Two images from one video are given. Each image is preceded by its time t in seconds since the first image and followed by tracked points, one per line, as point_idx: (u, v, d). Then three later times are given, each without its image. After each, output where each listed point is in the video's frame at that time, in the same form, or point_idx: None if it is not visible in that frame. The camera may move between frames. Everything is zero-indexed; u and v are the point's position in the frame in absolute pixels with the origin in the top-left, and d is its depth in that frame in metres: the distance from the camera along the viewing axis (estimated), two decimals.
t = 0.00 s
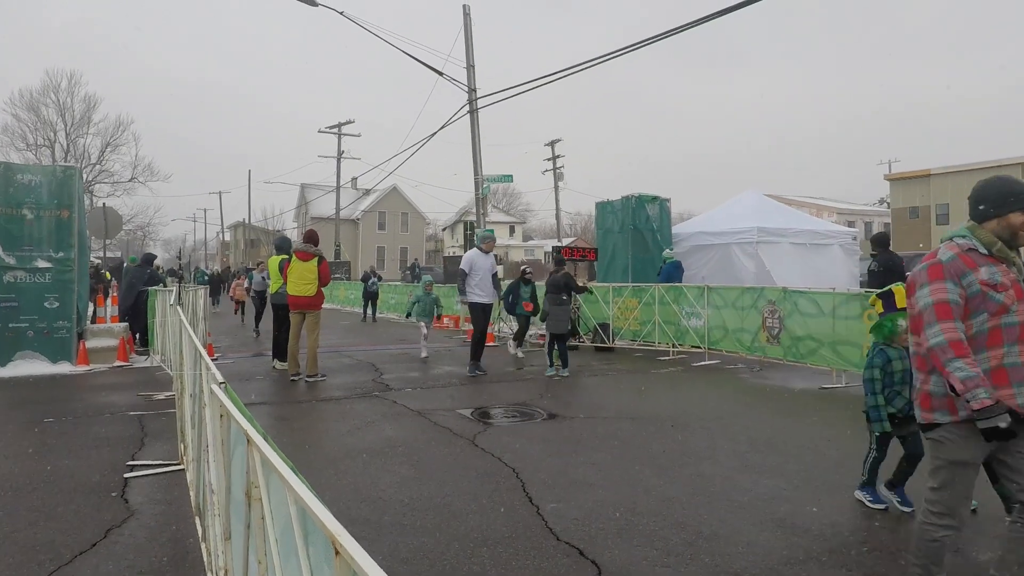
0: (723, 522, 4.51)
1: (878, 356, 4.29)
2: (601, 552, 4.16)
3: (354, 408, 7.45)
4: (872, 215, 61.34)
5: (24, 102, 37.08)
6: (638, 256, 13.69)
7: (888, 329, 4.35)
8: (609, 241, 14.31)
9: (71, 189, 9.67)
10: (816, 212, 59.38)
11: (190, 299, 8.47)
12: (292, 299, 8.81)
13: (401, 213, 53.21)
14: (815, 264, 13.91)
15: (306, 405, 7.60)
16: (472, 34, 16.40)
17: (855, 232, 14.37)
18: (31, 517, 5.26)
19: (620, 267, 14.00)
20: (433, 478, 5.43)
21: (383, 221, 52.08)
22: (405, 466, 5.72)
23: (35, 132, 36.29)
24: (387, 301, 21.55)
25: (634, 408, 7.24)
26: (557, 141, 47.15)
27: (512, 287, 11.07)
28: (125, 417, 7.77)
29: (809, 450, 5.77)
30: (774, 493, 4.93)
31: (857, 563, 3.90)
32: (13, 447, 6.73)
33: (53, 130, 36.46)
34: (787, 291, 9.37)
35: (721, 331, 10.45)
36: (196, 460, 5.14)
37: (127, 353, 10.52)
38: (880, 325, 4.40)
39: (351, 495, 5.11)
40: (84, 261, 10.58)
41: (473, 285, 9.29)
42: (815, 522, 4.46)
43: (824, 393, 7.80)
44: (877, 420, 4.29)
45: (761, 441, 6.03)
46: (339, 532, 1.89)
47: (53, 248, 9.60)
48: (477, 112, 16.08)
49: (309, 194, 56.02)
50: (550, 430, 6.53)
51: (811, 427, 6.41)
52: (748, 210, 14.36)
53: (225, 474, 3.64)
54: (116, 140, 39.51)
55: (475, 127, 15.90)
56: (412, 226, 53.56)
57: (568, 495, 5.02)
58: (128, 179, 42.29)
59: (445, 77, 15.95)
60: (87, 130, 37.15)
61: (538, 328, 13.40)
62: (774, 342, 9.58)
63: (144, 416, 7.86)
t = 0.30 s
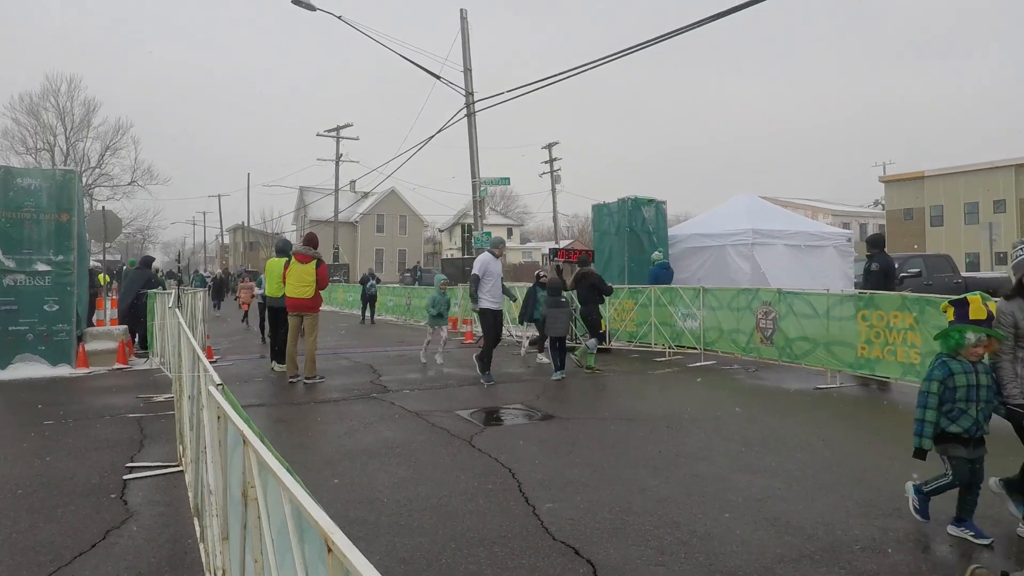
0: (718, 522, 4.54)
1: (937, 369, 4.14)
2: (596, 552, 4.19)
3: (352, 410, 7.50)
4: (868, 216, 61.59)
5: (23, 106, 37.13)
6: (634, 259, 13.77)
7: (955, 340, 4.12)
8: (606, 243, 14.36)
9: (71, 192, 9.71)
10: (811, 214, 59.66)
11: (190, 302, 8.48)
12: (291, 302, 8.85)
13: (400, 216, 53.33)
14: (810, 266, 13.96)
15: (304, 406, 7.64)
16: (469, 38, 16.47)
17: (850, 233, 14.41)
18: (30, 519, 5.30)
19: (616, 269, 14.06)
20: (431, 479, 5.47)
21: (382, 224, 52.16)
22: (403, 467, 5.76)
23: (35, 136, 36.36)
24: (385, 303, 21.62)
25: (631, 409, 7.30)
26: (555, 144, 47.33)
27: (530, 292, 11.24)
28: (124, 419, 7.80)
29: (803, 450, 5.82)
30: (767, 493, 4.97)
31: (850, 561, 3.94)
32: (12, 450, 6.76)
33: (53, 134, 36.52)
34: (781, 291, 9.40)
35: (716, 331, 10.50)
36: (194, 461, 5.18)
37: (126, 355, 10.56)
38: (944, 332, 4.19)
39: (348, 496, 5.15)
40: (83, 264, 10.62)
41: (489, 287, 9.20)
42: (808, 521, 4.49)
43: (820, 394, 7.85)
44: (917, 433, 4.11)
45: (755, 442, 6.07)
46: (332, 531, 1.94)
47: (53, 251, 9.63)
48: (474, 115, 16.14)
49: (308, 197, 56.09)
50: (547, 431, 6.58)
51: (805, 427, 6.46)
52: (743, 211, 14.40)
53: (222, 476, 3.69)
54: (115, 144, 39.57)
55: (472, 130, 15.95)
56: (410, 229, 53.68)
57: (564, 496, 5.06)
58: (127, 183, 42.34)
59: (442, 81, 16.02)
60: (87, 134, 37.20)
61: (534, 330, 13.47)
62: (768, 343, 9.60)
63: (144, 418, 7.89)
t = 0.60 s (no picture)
0: (708, 517, 4.62)
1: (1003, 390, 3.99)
2: (587, 547, 4.27)
3: (350, 409, 7.58)
4: (865, 217, 61.73)
5: (24, 109, 37.26)
6: (629, 260, 13.82)
7: (1017, 356, 3.98)
8: (602, 245, 14.44)
9: (72, 195, 9.80)
10: (808, 215, 59.81)
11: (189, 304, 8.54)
12: (290, 303, 8.94)
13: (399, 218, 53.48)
14: (803, 266, 14.04)
15: (302, 406, 7.73)
16: (466, 41, 16.56)
17: (842, 234, 14.49)
18: (33, 516, 5.38)
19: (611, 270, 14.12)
20: (426, 477, 5.55)
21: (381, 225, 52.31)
22: (399, 465, 5.85)
23: (36, 139, 36.49)
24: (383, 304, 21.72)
25: (625, 408, 7.38)
26: (551, 145, 47.47)
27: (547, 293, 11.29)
28: (125, 419, 7.89)
29: (793, 448, 5.90)
30: (756, 489, 5.05)
31: (837, 555, 4.01)
32: (15, 449, 6.85)
33: (54, 137, 36.66)
34: (774, 292, 9.47)
35: (710, 331, 10.57)
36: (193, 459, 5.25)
37: (127, 356, 10.65)
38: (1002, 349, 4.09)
39: (344, 493, 5.23)
40: (84, 265, 10.71)
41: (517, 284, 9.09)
42: (796, 517, 4.57)
43: (814, 393, 7.92)
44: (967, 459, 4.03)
45: (746, 440, 6.15)
46: (320, 520, 2.02)
47: (54, 253, 9.72)
48: (471, 117, 16.23)
49: (308, 198, 56.22)
50: (541, 429, 6.67)
51: (796, 426, 6.54)
52: (737, 212, 14.45)
53: (219, 472, 3.77)
54: (116, 146, 39.71)
55: (469, 132, 16.03)
56: (409, 231, 53.81)
57: (557, 493, 5.13)
58: (128, 186, 42.48)
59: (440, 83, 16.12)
60: (88, 137, 37.37)
61: (532, 330, 13.56)
62: (761, 343, 9.67)
63: (144, 417, 7.99)
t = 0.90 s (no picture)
0: (695, 511, 4.70)
1: None
2: (574, 540, 4.34)
3: (346, 407, 7.69)
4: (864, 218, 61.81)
5: (28, 111, 37.48)
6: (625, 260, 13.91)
7: None
8: (597, 245, 14.52)
9: (74, 196, 9.94)
10: (805, 216, 59.97)
11: (189, 304, 8.68)
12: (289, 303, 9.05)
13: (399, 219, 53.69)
14: (796, 267, 14.14)
15: (300, 404, 7.84)
16: (464, 44, 16.66)
17: (834, 235, 14.59)
18: (34, 511, 5.49)
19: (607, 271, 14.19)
20: (420, 472, 5.65)
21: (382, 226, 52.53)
22: (393, 461, 5.95)
23: (40, 140, 36.72)
24: (382, 304, 21.85)
25: (617, 405, 7.47)
26: (549, 147, 47.67)
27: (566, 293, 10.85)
28: (127, 417, 8.01)
29: (781, 445, 5.98)
30: (744, 484, 5.13)
31: (819, 547, 4.09)
32: (18, 446, 6.97)
33: (58, 138, 36.88)
34: (765, 291, 9.56)
35: (703, 331, 10.67)
36: (191, 455, 5.36)
37: (129, 355, 10.78)
38: None
39: (339, 488, 5.34)
40: (87, 266, 10.84)
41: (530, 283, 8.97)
42: (781, 511, 4.65)
43: (805, 391, 8.00)
44: None
45: (734, 436, 6.25)
46: (303, 503, 2.13)
47: (57, 254, 9.84)
48: (469, 119, 16.34)
49: (309, 200, 56.42)
50: (534, 426, 6.76)
51: (785, 423, 6.63)
52: (730, 213, 14.57)
53: (214, 465, 3.87)
54: (119, 148, 39.93)
55: (467, 134, 16.14)
56: (409, 232, 54.01)
57: (547, 488, 5.22)
58: (131, 187, 42.70)
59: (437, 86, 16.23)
60: (90, 139, 37.61)
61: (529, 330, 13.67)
62: (753, 341, 9.76)
63: (145, 415, 8.11)
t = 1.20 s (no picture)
0: (686, 506, 4.78)
1: None
2: (566, 533, 4.41)
3: (344, 404, 7.79)
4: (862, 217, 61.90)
5: (30, 112, 37.63)
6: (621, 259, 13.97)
7: None
8: (593, 245, 14.57)
9: (76, 196, 10.04)
10: (801, 215, 60.11)
11: (190, 302, 8.78)
12: (292, 302, 9.16)
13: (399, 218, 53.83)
14: (790, 266, 14.22)
15: (299, 401, 7.93)
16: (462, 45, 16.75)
17: (827, 234, 14.68)
18: (36, 506, 5.58)
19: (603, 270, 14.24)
20: (415, 468, 5.74)
21: (383, 226, 52.68)
22: (389, 456, 6.03)
23: (43, 140, 36.90)
24: (382, 304, 21.94)
25: (612, 402, 7.55)
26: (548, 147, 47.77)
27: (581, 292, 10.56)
28: (128, 414, 8.11)
29: (773, 441, 6.06)
30: (734, 480, 5.21)
31: (806, 541, 4.16)
32: (20, 442, 7.06)
33: (60, 138, 37.03)
34: (758, 290, 9.65)
35: (697, 329, 10.76)
36: (189, 450, 5.45)
37: (131, 353, 10.89)
38: None
39: (335, 483, 5.43)
40: (89, 265, 10.93)
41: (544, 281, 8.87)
42: (770, 505, 4.72)
43: (799, 389, 8.06)
44: None
45: (726, 433, 6.34)
46: (290, 492, 2.21)
47: (59, 253, 9.95)
48: (467, 120, 16.43)
49: (309, 199, 56.54)
50: (529, 423, 6.84)
51: (776, 420, 6.70)
52: (724, 213, 14.66)
53: (210, 459, 3.96)
54: (121, 148, 40.08)
55: (465, 134, 16.22)
56: (409, 232, 54.14)
57: (540, 483, 5.31)
58: (133, 187, 42.84)
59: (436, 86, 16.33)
60: (93, 139, 37.78)
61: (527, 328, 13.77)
62: (746, 340, 9.84)
63: (146, 412, 8.20)
